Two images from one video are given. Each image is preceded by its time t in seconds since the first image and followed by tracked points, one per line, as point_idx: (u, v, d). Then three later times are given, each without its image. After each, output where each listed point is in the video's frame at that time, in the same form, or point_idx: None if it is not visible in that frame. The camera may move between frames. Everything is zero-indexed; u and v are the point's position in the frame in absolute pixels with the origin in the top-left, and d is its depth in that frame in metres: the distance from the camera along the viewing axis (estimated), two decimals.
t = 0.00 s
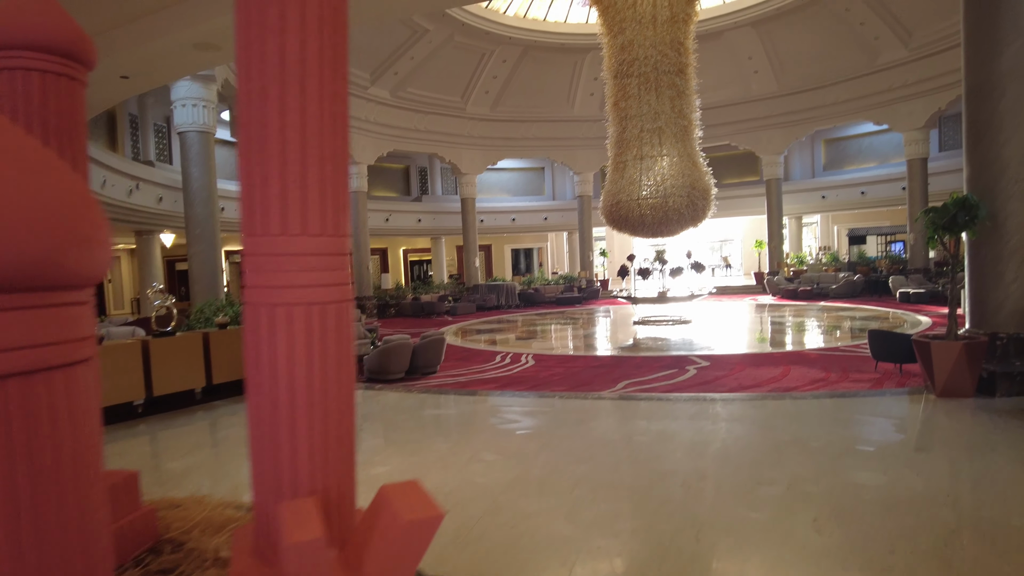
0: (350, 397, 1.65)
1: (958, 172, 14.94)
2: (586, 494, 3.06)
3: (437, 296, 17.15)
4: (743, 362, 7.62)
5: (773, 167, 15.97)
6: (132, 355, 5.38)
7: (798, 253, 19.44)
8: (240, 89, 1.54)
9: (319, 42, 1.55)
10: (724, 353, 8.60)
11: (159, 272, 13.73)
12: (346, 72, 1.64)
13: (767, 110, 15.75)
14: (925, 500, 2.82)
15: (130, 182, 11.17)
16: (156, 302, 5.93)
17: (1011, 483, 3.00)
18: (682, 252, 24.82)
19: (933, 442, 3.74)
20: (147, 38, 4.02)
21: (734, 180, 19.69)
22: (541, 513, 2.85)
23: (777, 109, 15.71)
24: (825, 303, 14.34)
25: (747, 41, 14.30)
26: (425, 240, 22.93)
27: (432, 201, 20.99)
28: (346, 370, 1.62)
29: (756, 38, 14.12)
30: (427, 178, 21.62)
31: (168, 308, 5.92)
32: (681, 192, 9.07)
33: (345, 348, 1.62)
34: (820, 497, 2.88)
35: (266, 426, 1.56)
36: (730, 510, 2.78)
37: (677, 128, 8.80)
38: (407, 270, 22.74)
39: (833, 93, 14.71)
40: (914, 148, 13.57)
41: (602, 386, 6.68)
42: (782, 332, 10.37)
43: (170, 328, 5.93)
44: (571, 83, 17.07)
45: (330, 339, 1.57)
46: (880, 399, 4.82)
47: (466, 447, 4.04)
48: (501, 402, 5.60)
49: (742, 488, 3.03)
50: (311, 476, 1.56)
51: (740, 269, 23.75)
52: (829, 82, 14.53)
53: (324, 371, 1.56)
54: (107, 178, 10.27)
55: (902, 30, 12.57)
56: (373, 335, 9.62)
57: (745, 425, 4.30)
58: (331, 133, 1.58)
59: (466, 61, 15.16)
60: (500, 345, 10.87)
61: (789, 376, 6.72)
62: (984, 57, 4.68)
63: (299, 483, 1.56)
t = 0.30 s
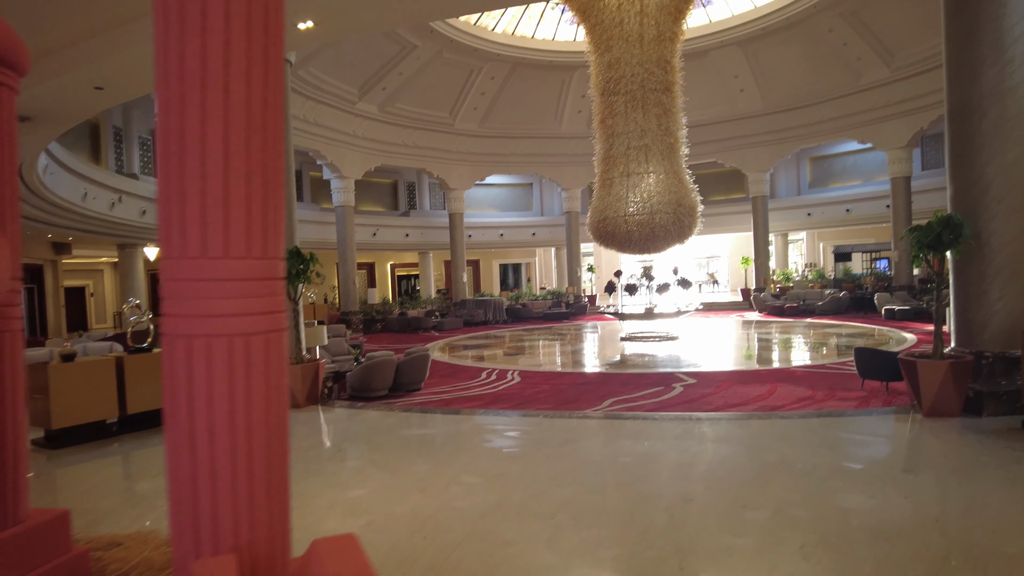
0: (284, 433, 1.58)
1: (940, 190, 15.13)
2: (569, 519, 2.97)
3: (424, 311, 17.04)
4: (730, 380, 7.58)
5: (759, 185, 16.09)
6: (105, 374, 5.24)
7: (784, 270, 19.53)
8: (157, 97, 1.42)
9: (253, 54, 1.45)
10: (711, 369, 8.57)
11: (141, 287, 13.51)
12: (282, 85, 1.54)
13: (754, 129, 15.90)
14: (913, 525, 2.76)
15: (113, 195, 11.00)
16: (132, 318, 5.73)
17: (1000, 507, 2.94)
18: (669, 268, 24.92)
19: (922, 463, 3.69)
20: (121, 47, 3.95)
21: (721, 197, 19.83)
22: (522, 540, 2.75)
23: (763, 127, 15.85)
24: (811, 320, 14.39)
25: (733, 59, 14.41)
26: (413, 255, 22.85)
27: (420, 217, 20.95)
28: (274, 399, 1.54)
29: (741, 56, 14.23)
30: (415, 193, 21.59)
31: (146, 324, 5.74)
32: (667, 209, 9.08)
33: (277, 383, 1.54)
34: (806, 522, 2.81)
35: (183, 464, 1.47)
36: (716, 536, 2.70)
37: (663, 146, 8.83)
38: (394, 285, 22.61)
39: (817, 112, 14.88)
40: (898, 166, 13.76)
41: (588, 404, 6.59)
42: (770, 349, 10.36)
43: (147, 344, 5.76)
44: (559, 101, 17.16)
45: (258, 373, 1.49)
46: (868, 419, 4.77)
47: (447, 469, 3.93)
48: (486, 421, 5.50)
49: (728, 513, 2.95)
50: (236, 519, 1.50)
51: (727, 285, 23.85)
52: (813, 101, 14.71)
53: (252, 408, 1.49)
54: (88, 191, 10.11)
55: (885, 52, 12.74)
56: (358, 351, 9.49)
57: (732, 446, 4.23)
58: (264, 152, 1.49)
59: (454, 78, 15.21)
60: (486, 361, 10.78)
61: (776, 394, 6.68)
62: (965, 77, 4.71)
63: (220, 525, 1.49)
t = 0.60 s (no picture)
0: (181, 449, 1.72)
1: (921, 213, 15.32)
2: (546, 546, 2.90)
3: (410, 331, 16.87)
4: (715, 402, 7.52)
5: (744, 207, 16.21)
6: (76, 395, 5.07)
7: (770, 291, 19.60)
8: (52, 135, 1.59)
9: (157, 104, 1.65)
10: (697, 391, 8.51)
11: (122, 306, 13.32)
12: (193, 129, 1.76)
13: (738, 152, 16.05)
14: (896, 551, 2.71)
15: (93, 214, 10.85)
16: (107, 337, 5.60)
17: (984, 532, 2.90)
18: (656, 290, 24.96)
19: (906, 487, 3.65)
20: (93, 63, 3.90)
21: (706, 219, 19.96)
22: (497, 569, 2.67)
23: (747, 150, 16.02)
24: (796, 341, 14.40)
25: (717, 83, 14.58)
26: (400, 275, 22.72)
27: (407, 237, 20.88)
28: (166, 416, 1.68)
29: (725, 80, 14.40)
30: (403, 213, 21.55)
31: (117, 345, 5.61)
32: (653, 231, 9.06)
33: (178, 394, 1.70)
34: (788, 549, 2.75)
35: (73, 470, 1.59)
36: (696, 565, 2.63)
37: (649, 168, 8.87)
38: (381, 306, 22.46)
39: (800, 136, 15.06)
40: (880, 189, 13.93)
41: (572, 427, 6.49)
42: (756, 370, 10.32)
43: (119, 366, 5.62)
44: (546, 123, 17.25)
45: (157, 386, 1.65)
46: (852, 442, 4.72)
47: (422, 495, 3.83)
48: (469, 446, 5.38)
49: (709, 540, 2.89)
50: (126, 529, 1.60)
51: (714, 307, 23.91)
52: (796, 125, 14.90)
53: (152, 419, 1.65)
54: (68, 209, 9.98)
55: (866, 77, 12.97)
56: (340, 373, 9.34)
57: (715, 470, 4.17)
58: (167, 184, 1.67)
59: (442, 99, 15.27)
60: (470, 383, 10.65)
61: (761, 416, 6.63)
62: (941, 101, 4.77)
63: (108, 538, 1.59)
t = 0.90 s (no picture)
0: (49, 548, 1.19)
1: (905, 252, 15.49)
2: None
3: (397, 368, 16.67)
4: (702, 441, 7.39)
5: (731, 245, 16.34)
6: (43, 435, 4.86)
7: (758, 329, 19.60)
8: None
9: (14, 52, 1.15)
10: (685, 430, 8.38)
11: (103, 341, 13.00)
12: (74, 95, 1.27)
13: (725, 190, 16.23)
14: None
15: (76, 248, 10.69)
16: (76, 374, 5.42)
17: None
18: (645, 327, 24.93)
19: (895, 530, 3.54)
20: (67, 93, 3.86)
21: (694, 257, 20.08)
22: None
23: (734, 188, 16.18)
24: (785, 379, 14.34)
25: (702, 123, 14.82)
26: (388, 311, 22.59)
27: (396, 273, 20.83)
28: (22, 502, 1.15)
29: (710, 120, 14.63)
30: (392, 249, 21.54)
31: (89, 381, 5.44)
32: (639, 267, 9.09)
33: (32, 472, 1.17)
34: None
35: None
36: None
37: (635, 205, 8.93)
38: (368, 342, 22.26)
39: (785, 174, 15.29)
40: (864, 227, 14.10)
41: (556, 467, 6.34)
42: (746, 408, 10.22)
43: (90, 403, 5.43)
44: (535, 161, 17.44)
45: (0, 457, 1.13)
46: (840, 484, 4.61)
47: (396, 540, 3.68)
48: (449, 487, 5.22)
49: None
50: None
51: (703, 344, 23.88)
52: (781, 165, 15.13)
53: None
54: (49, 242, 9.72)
55: (847, 118, 13.24)
56: (322, 411, 9.13)
57: (701, 514, 4.03)
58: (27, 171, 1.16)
59: (431, 138, 15.44)
60: (455, 421, 10.45)
61: (748, 456, 6.50)
62: (917, 139, 4.82)
63: None
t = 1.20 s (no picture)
0: None
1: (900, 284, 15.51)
2: None
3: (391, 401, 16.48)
4: (698, 477, 7.25)
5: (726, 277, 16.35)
6: (19, 470, 4.73)
7: (755, 362, 19.49)
8: None
9: None
10: (681, 464, 8.23)
11: (94, 373, 12.84)
12: None
13: (719, 223, 16.30)
14: None
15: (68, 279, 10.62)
16: (56, 407, 5.30)
17: None
18: (641, 359, 24.78)
19: (890, 569, 3.42)
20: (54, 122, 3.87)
21: (689, 289, 20.07)
22: None
23: (729, 221, 16.24)
24: (782, 412, 14.18)
25: (695, 158, 14.96)
26: (383, 343, 22.44)
27: (391, 305, 20.77)
28: None
29: (702, 154, 14.77)
30: (387, 281, 21.50)
31: (68, 415, 5.32)
32: (634, 300, 9.05)
33: None
34: None
35: None
36: None
37: (628, 237, 8.92)
38: (363, 375, 22.06)
39: (779, 208, 15.38)
40: (858, 259, 14.12)
41: (548, 504, 6.20)
42: (743, 442, 10.07)
43: (69, 437, 5.31)
44: (530, 194, 17.54)
45: None
46: (837, 521, 4.49)
47: None
48: (435, 524, 5.08)
49: None
50: None
51: (700, 377, 23.71)
52: (774, 198, 15.23)
53: None
54: (40, 273, 9.61)
55: (839, 152, 13.38)
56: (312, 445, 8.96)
57: (694, 553, 3.90)
58: None
59: (427, 171, 15.54)
60: (448, 456, 10.27)
61: (744, 492, 6.36)
62: (905, 171, 4.83)
63: None
